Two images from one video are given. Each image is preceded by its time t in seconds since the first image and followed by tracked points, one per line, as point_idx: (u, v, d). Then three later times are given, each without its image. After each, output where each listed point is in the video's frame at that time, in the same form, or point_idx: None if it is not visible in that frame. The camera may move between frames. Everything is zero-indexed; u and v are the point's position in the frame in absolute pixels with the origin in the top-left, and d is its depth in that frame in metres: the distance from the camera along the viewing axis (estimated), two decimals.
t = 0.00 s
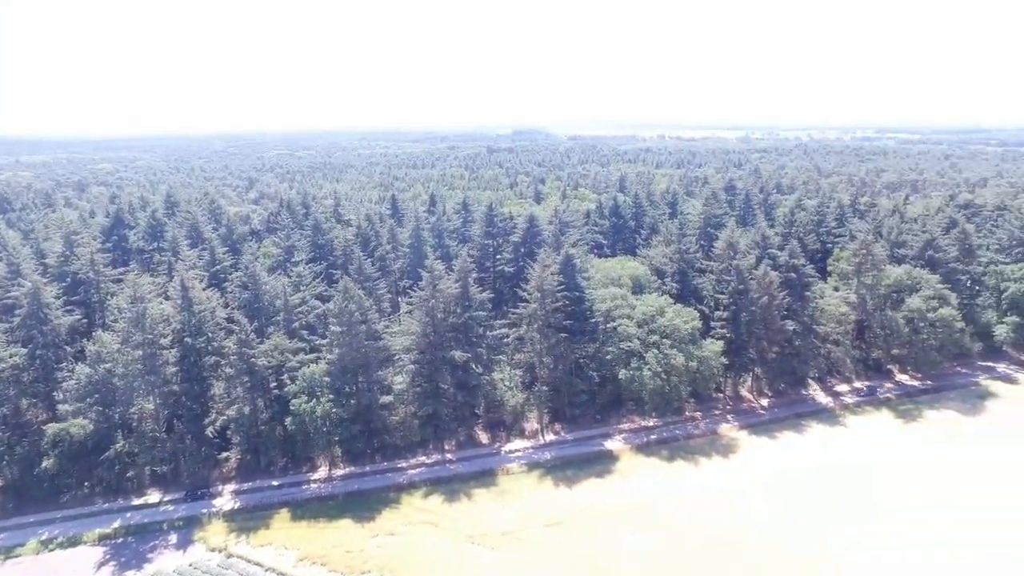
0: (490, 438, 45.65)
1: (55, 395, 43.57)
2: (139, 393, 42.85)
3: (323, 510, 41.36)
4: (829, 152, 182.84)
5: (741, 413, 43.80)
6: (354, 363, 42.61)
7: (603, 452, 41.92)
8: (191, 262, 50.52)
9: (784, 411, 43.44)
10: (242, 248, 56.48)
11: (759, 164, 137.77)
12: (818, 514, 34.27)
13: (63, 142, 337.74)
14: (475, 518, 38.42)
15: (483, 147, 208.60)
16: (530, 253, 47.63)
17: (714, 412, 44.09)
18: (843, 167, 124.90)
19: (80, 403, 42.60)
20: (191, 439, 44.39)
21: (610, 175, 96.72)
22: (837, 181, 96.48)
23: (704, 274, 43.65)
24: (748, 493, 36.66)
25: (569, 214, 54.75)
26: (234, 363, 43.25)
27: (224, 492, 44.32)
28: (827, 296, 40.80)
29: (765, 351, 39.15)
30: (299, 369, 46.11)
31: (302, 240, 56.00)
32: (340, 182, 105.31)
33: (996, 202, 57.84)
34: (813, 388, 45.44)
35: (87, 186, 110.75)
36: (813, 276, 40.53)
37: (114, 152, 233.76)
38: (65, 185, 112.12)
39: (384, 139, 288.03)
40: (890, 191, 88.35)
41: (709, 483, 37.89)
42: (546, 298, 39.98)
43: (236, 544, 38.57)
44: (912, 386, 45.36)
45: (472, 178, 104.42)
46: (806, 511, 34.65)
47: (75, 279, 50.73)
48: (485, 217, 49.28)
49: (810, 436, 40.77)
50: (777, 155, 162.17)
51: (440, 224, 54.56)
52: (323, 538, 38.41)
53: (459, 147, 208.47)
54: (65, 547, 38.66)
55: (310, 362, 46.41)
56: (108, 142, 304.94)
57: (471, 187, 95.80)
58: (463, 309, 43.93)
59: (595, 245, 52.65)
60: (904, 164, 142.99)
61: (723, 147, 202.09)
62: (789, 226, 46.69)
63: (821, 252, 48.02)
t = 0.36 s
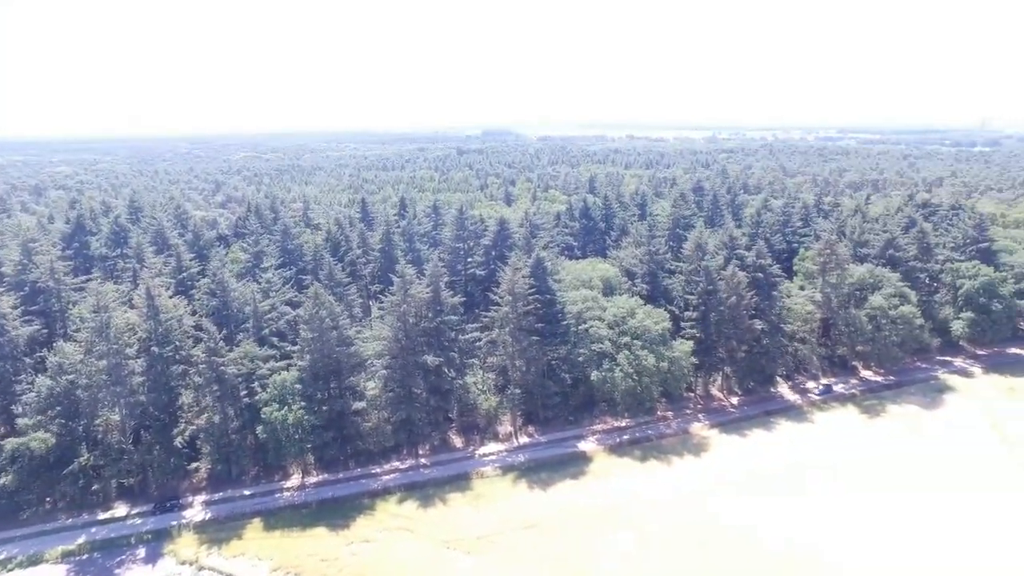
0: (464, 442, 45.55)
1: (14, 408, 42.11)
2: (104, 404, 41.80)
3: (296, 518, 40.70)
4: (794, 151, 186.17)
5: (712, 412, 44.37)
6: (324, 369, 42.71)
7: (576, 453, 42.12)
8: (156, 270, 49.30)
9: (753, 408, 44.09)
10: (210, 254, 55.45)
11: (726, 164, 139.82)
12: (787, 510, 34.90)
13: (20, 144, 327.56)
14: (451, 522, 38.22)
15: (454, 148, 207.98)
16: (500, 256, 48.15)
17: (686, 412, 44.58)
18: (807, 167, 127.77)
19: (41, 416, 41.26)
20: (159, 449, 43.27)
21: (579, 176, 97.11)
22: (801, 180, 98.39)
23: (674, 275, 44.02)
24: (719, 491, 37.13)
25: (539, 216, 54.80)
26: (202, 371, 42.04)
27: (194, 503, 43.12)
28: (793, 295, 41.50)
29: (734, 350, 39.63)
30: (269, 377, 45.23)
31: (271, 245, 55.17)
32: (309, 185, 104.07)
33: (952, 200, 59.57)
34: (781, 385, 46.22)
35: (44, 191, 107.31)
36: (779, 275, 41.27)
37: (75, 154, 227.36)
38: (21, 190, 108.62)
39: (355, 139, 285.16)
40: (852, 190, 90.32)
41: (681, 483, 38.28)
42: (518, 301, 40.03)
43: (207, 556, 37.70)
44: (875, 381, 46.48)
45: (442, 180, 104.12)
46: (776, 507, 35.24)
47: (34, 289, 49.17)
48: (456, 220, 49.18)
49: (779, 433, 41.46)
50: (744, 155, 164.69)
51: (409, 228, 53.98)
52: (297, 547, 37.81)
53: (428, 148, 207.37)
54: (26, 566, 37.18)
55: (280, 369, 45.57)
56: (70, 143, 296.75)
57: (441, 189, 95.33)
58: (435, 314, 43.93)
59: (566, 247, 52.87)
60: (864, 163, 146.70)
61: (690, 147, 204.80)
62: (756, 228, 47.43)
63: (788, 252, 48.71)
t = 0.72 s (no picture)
0: (440, 446, 45.41)
1: None
2: (70, 416, 40.83)
3: (271, 527, 40.03)
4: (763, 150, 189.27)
5: (687, 411, 44.79)
6: (299, 376, 42.35)
7: (553, 455, 42.22)
8: (123, 277, 48.18)
9: (727, 407, 44.59)
10: (180, 260, 54.43)
11: (698, 163, 141.43)
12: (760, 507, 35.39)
13: None
14: (428, 528, 37.97)
15: (428, 149, 207.25)
16: (475, 260, 48.41)
17: (661, 412, 44.95)
18: (777, 167, 129.89)
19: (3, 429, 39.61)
20: (130, 461, 42.27)
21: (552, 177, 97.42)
22: (770, 180, 100.01)
23: (648, 276, 44.57)
24: (694, 489, 37.50)
25: (513, 218, 54.72)
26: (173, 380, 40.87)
27: (166, 514, 42.09)
28: (764, 294, 41.86)
29: (707, 350, 39.95)
30: (242, 385, 44.15)
31: (242, 250, 54.16)
32: (281, 188, 102.71)
33: (915, 200, 61.15)
34: (753, 383, 46.84)
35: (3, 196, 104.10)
36: (751, 275, 41.56)
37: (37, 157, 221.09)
38: None
39: (329, 140, 281.91)
40: (818, 190, 92.05)
41: (657, 482, 38.57)
42: (493, 305, 40.16)
43: (179, 569, 36.87)
44: (844, 378, 47.38)
45: (416, 181, 103.53)
46: (749, 504, 35.71)
47: None
48: (429, 224, 48.96)
49: (752, 431, 42.00)
50: (715, 155, 166.79)
51: (382, 231, 53.44)
52: (272, 557, 37.22)
53: (401, 150, 206.09)
54: None
55: (254, 376, 44.90)
56: (32, 144, 288.49)
57: (413, 191, 94.81)
58: (409, 318, 43.71)
59: (540, 249, 52.87)
60: (831, 163, 149.79)
61: (662, 148, 206.83)
62: (728, 229, 48.05)
63: (759, 251, 49.37)
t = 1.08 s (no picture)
0: (419, 450, 45.20)
1: None
2: (37, 428, 38.84)
3: (248, 536, 39.19)
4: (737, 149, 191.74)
5: (664, 412, 45.15)
6: (275, 383, 41.50)
7: (532, 457, 42.26)
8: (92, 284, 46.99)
9: (704, 407, 44.97)
10: (151, 266, 53.28)
11: (673, 163, 142.73)
12: (737, 504, 35.84)
13: None
14: (408, 533, 37.67)
15: (404, 151, 206.18)
16: (452, 264, 49.06)
17: (638, 412, 45.28)
18: (749, 167, 131.76)
19: None
20: (102, 472, 40.76)
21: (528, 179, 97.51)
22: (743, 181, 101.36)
23: (624, 278, 45.17)
24: (672, 488, 37.86)
25: (490, 221, 54.71)
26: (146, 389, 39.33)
27: (140, 525, 40.43)
28: (737, 294, 42.36)
29: (683, 351, 40.22)
30: (219, 393, 43.53)
31: (216, 255, 53.31)
32: (254, 192, 101.27)
33: (883, 200, 62.43)
34: (729, 383, 47.32)
35: None
36: (726, 275, 41.95)
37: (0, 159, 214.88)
38: None
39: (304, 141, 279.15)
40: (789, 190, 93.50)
41: (635, 482, 38.83)
42: (470, 309, 40.42)
43: None
44: (817, 375, 48.12)
45: (392, 184, 102.90)
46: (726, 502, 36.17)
47: None
48: (405, 227, 48.72)
49: (729, 430, 42.47)
50: (689, 155, 168.51)
51: (358, 234, 52.85)
52: (250, 567, 36.52)
53: (375, 152, 204.51)
54: None
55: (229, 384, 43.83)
56: None
57: (389, 194, 94.14)
58: (387, 323, 43.33)
59: (516, 251, 52.85)
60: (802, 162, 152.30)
61: (637, 148, 208.69)
62: (703, 229, 48.48)
63: (733, 252, 50.06)
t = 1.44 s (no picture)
0: (397, 454, 44.98)
1: None
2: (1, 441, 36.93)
3: (224, 546, 38.42)
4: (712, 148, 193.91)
5: (641, 412, 45.45)
6: (250, 390, 40.85)
7: (509, 460, 42.33)
8: (59, 292, 45.75)
9: (680, 406, 45.41)
10: (121, 272, 52.10)
11: (649, 163, 143.81)
12: (712, 502, 36.26)
13: None
14: (388, 539, 37.33)
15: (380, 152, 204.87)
16: (427, 267, 48.27)
17: (615, 413, 45.55)
18: (722, 167, 133.35)
19: None
20: (72, 484, 39.42)
21: (504, 181, 97.61)
22: (716, 181, 102.64)
23: (600, 279, 45.41)
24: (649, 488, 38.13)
25: (465, 224, 54.62)
26: (116, 399, 38.22)
27: (111, 539, 39.35)
28: (711, 295, 42.81)
29: (659, 351, 40.49)
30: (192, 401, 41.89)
31: (189, 260, 52.37)
32: (225, 195, 99.67)
33: (851, 199, 63.64)
34: (705, 382, 47.76)
35: None
36: (700, 275, 42.33)
37: None
38: None
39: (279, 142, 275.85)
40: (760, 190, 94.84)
41: (613, 483, 39.02)
42: (446, 312, 40.80)
43: None
44: (790, 373, 48.85)
45: (367, 186, 102.13)
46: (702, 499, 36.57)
47: None
48: (380, 231, 48.69)
49: (705, 429, 42.91)
50: (664, 155, 169.93)
51: (333, 239, 52.24)
52: None
53: (350, 153, 202.80)
54: None
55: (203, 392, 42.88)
56: None
57: (364, 196, 93.45)
58: (363, 328, 42.99)
59: (493, 254, 52.75)
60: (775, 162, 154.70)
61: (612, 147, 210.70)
62: (677, 230, 48.96)
63: (706, 252, 50.61)
